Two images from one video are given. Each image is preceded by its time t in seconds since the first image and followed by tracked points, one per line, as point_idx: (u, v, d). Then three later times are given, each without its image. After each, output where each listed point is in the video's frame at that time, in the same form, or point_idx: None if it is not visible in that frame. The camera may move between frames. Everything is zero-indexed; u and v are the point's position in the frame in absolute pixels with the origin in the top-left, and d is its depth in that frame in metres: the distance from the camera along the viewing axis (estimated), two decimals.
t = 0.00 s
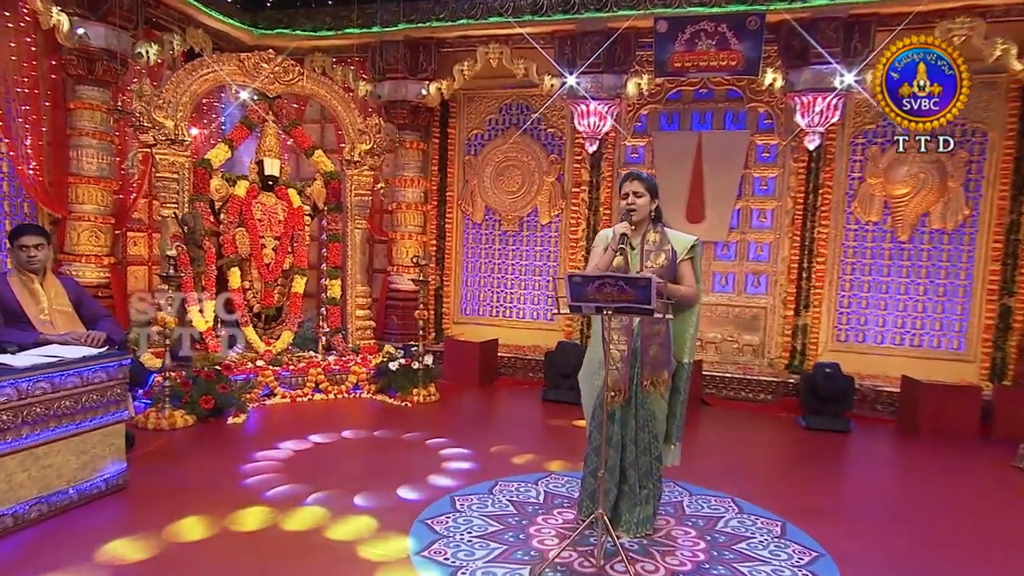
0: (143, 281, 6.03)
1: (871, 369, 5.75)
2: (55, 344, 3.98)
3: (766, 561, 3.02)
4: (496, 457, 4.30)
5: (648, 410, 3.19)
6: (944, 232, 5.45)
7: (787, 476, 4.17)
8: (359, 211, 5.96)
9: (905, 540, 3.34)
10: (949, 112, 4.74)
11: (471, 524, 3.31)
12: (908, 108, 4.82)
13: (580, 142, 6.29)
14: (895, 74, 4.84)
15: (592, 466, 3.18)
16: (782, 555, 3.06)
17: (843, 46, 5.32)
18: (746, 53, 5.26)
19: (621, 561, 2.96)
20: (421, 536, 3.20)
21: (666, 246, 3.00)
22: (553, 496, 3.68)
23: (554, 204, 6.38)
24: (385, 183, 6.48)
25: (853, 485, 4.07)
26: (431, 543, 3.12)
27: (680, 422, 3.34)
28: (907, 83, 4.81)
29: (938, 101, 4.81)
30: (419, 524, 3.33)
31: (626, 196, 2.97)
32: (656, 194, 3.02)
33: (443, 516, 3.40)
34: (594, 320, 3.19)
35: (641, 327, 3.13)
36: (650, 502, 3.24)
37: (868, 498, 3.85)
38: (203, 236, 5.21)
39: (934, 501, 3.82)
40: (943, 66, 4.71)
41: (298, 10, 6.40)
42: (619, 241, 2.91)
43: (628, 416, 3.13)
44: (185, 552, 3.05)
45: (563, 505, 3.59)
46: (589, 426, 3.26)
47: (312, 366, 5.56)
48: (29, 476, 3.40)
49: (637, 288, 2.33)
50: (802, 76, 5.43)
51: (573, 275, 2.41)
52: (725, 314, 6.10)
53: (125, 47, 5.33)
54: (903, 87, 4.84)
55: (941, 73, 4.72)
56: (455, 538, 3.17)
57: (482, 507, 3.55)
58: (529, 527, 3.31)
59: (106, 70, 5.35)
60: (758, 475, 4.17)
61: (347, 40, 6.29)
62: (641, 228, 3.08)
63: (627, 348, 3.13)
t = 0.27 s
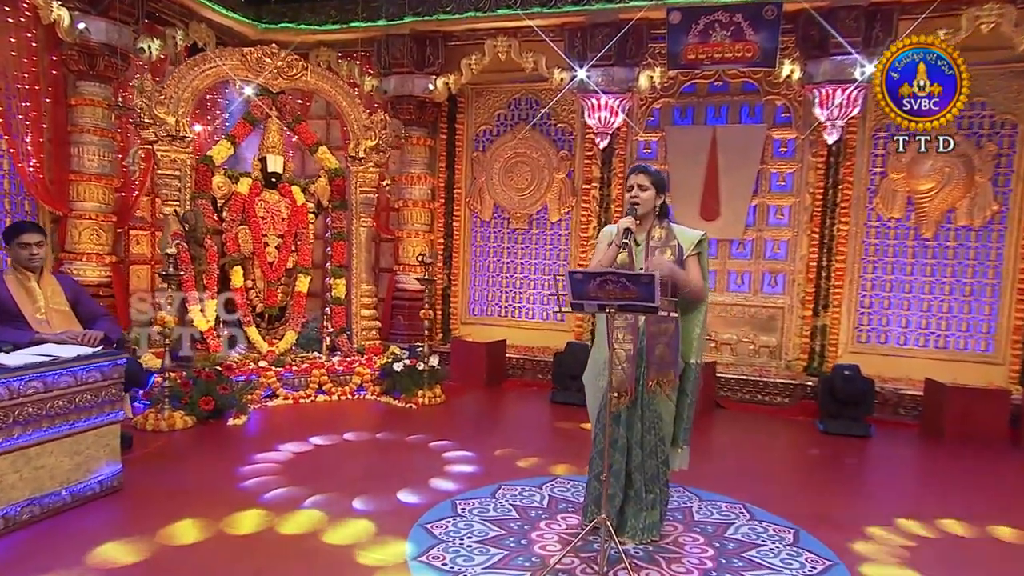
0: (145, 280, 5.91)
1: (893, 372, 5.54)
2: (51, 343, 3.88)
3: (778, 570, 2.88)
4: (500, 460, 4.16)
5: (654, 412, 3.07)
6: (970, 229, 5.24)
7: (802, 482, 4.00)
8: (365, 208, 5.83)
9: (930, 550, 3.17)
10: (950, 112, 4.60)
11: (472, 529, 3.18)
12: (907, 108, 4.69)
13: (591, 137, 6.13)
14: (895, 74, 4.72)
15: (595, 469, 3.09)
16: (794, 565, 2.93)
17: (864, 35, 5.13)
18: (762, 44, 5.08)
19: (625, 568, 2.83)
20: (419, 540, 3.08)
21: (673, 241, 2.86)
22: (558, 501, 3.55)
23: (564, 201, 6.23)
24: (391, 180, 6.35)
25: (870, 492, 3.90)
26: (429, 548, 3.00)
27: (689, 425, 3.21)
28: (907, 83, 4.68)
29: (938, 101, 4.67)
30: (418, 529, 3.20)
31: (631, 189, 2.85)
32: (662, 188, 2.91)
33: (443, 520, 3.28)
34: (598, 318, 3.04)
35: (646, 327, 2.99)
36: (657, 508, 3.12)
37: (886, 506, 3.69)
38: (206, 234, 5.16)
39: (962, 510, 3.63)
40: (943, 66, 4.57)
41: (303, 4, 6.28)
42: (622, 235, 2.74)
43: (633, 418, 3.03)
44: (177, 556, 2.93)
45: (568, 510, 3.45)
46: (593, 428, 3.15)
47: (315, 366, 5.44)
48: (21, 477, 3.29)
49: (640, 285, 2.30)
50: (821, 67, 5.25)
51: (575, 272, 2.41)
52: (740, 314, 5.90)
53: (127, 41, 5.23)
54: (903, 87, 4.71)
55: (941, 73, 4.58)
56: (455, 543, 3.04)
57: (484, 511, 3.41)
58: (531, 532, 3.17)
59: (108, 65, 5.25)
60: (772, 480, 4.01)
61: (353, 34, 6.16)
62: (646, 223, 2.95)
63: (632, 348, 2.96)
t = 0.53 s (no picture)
0: (149, 279, 5.76)
1: (916, 375, 5.33)
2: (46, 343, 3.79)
3: None
4: (505, 464, 4.02)
5: (660, 415, 2.95)
6: (999, 225, 5.03)
7: (817, 488, 3.85)
8: (371, 206, 5.71)
9: (959, 563, 3.00)
10: (950, 112, 4.48)
11: (472, 535, 3.08)
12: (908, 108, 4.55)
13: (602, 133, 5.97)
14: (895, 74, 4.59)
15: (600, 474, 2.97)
16: (806, 574, 2.79)
17: (886, 24, 4.91)
18: (779, 35, 4.91)
19: None
20: (417, 545, 2.99)
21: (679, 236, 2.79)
22: (562, 506, 3.42)
23: (574, 199, 6.07)
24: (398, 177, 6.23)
25: (890, 499, 3.73)
26: (426, 554, 2.90)
27: (698, 428, 3.08)
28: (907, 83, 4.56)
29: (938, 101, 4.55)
30: (416, 534, 3.10)
31: (635, 183, 2.79)
32: (668, 182, 2.84)
33: (443, 526, 3.18)
34: (602, 318, 2.99)
35: (651, 326, 2.92)
36: (663, 514, 2.98)
37: (907, 515, 3.52)
38: (207, 232, 5.06)
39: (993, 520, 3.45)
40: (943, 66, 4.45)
41: None
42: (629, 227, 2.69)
43: (638, 420, 2.93)
44: (169, 562, 2.82)
45: (572, 515, 3.32)
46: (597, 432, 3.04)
47: (318, 367, 5.33)
48: (13, 479, 3.19)
49: (642, 283, 2.29)
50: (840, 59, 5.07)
51: (575, 270, 2.39)
52: (757, 315, 5.71)
53: (128, 36, 5.14)
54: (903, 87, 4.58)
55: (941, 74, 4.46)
56: (453, 548, 2.95)
57: (485, 517, 3.30)
58: (533, 538, 3.06)
59: (109, 61, 5.17)
60: (787, 486, 3.86)
61: (358, 28, 6.04)
62: (651, 218, 2.89)
63: (636, 348, 2.92)
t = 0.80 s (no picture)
0: (152, 279, 5.70)
1: (937, 378, 5.15)
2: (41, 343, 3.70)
3: None
4: (508, 468, 3.89)
5: (665, 418, 2.84)
6: None
7: (831, 494, 3.70)
8: (375, 203, 5.60)
9: None
10: (950, 113, 4.41)
11: (470, 541, 2.97)
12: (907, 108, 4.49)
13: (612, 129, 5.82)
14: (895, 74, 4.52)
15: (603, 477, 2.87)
16: None
17: (907, 14, 4.77)
18: (795, 26, 4.77)
19: None
20: (415, 551, 2.87)
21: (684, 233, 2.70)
22: (565, 512, 3.29)
23: (584, 196, 5.93)
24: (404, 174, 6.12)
25: (908, 507, 3.56)
26: (423, 560, 2.79)
27: (705, 432, 2.96)
28: (907, 83, 4.48)
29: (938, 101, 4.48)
30: (414, 539, 2.99)
31: (638, 180, 2.71)
32: (672, 179, 2.76)
33: (442, 531, 3.07)
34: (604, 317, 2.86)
35: (655, 326, 2.77)
36: (667, 520, 2.88)
37: (928, 524, 3.35)
38: (208, 231, 4.98)
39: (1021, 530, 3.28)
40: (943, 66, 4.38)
41: None
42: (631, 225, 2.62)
43: (642, 423, 2.83)
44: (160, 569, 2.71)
45: (575, 521, 3.19)
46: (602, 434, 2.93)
47: (321, 368, 5.22)
48: (3, 482, 3.10)
49: (643, 283, 2.20)
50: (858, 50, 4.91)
51: (575, 269, 2.29)
52: (771, 315, 5.54)
53: (129, 32, 5.06)
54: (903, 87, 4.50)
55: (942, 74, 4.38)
56: (451, 554, 2.83)
57: (486, 522, 3.18)
58: (534, 544, 2.94)
59: (109, 57, 5.08)
60: (799, 492, 3.72)
61: (363, 22, 5.93)
62: (655, 215, 2.80)
63: (640, 350, 2.79)
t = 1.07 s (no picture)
0: (155, 280, 5.62)
1: (965, 382, 4.93)
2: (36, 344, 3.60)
3: None
4: (513, 474, 3.74)
5: (671, 423, 2.70)
6: None
7: (851, 503, 3.52)
8: (381, 202, 5.47)
9: None
10: (950, 113, 4.34)
11: (470, 548, 2.84)
12: (908, 108, 4.41)
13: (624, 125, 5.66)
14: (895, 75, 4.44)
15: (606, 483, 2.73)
16: None
17: (932, 3, 4.66)
18: (813, 17, 4.58)
19: None
20: (413, 559, 2.74)
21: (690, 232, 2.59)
22: (570, 519, 3.15)
23: (595, 194, 5.77)
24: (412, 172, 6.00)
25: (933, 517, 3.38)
26: (421, 568, 2.66)
27: (714, 437, 2.82)
28: (907, 83, 4.41)
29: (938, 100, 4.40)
30: (412, 546, 2.86)
31: (643, 177, 2.58)
32: (680, 176, 2.62)
33: (441, 538, 2.94)
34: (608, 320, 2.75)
35: (661, 329, 2.65)
36: (673, 528, 2.74)
37: (957, 536, 3.17)
38: (211, 230, 4.88)
39: None
40: (943, 66, 4.31)
41: None
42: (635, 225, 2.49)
43: (647, 428, 2.69)
44: None
45: (579, 528, 3.05)
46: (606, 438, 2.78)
47: (325, 370, 5.11)
48: None
49: (645, 282, 2.14)
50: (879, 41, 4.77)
51: (573, 268, 2.24)
52: (790, 317, 5.35)
53: (132, 28, 4.98)
54: (903, 87, 4.43)
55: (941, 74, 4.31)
56: (449, 562, 2.70)
57: (487, 529, 3.05)
58: (535, 552, 2.80)
59: (112, 54, 5.00)
60: (815, 500, 3.56)
61: (370, 17, 5.82)
62: (661, 213, 2.68)
63: (646, 352, 2.68)
